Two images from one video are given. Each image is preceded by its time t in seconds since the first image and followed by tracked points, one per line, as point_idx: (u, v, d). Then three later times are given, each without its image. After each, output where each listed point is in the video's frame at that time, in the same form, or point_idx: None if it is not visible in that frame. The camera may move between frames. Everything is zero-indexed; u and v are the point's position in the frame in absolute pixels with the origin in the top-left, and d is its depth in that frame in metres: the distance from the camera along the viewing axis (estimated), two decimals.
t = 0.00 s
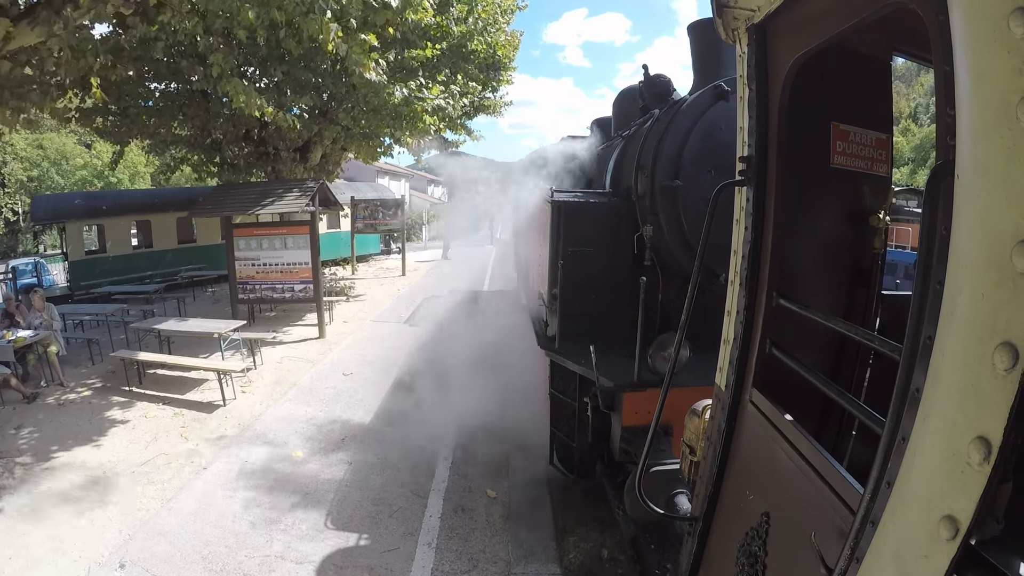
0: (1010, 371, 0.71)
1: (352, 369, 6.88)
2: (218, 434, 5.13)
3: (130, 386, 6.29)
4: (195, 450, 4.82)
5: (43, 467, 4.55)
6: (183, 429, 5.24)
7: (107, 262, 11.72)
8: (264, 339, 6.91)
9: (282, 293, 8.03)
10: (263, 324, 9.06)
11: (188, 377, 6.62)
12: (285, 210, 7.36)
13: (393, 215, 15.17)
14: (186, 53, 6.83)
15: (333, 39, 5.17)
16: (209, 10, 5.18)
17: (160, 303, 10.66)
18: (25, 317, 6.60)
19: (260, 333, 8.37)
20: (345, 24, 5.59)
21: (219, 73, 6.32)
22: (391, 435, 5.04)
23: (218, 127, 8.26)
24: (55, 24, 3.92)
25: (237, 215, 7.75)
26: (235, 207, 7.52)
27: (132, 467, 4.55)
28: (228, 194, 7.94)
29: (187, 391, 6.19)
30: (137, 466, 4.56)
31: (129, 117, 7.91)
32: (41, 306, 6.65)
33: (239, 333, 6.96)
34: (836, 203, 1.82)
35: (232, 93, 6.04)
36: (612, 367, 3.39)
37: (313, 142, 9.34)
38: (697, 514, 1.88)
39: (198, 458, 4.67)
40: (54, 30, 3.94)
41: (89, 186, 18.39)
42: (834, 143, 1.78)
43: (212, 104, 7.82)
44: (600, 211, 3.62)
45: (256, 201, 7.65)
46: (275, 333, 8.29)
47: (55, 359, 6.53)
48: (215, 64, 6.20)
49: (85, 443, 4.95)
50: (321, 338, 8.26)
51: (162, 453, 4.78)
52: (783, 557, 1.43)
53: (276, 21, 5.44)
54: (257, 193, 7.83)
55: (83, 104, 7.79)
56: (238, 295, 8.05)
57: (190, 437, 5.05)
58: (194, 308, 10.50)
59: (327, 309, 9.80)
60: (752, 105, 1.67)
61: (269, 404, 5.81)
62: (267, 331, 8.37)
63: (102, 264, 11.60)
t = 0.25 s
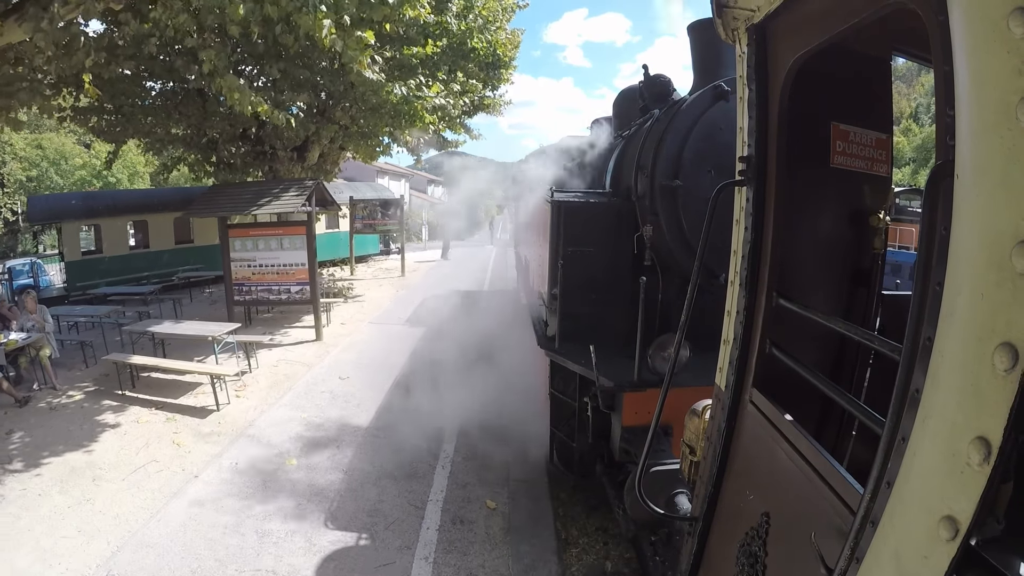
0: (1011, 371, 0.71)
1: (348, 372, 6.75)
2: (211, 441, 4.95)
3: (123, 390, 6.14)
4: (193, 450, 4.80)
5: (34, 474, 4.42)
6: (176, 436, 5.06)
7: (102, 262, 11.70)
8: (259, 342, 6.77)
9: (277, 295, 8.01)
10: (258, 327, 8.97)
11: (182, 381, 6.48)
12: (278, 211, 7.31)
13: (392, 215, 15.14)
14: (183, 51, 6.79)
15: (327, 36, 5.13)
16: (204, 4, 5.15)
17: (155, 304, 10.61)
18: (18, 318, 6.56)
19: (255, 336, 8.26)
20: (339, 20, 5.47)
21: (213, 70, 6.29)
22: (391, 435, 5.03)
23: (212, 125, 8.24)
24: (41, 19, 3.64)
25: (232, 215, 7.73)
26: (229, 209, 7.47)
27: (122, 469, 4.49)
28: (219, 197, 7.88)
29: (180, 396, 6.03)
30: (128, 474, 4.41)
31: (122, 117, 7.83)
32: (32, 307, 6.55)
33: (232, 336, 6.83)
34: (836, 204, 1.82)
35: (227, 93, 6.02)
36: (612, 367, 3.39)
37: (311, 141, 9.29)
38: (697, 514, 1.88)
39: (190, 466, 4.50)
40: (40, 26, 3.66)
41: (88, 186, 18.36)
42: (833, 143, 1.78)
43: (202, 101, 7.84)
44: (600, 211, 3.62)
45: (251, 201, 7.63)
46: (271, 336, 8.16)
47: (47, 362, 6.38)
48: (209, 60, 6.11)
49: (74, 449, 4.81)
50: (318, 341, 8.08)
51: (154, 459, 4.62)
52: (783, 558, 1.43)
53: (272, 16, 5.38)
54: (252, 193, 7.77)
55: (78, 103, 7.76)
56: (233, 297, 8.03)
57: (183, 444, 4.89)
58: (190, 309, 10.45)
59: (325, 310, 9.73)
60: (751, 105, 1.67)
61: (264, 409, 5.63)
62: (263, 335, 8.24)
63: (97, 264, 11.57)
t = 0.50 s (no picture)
0: (1013, 367, 0.71)
1: (343, 376, 6.70)
2: (204, 446, 4.90)
3: (116, 395, 6.09)
4: (192, 452, 4.80)
5: (24, 480, 4.37)
6: (167, 442, 5.00)
7: (98, 263, 11.69)
8: (255, 344, 6.71)
9: (273, 296, 7.97)
10: (255, 329, 8.91)
11: (175, 384, 6.42)
12: (271, 213, 7.28)
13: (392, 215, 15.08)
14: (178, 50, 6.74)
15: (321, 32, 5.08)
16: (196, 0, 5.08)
17: (152, 305, 10.60)
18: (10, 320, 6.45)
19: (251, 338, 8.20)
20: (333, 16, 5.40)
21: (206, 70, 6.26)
22: (391, 436, 5.03)
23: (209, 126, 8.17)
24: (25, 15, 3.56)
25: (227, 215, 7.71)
26: (223, 208, 7.49)
27: (112, 475, 4.44)
28: (211, 198, 7.81)
29: (173, 400, 5.98)
30: (119, 480, 4.36)
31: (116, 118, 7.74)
32: (24, 309, 6.44)
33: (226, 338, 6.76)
34: (836, 203, 1.82)
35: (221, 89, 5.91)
36: (612, 366, 3.39)
37: (309, 141, 9.23)
38: (698, 513, 1.88)
39: (182, 473, 4.43)
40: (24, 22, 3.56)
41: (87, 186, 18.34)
42: (834, 142, 1.78)
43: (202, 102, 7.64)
44: (600, 211, 3.62)
45: (246, 201, 7.63)
46: (268, 339, 8.11)
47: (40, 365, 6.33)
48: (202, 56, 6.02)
49: (66, 454, 4.77)
50: (315, 343, 8.07)
51: (144, 467, 4.55)
52: (784, 557, 1.43)
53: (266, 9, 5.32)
54: (247, 191, 7.83)
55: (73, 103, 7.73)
56: (229, 299, 8.02)
57: (174, 450, 4.83)
58: (186, 311, 10.43)
59: (323, 311, 9.67)
60: (752, 105, 1.67)
61: (257, 414, 5.56)
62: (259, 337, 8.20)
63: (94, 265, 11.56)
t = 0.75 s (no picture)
0: (1014, 366, 0.71)
1: (339, 381, 6.57)
2: (197, 452, 4.82)
3: (108, 399, 6.00)
4: (190, 455, 4.77)
5: (14, 486, 4.31)
6: (159, 449, 4.88)
7: (94, 264, 11.63)
8: (250, 348, 6.56)
9: (269, 298, 7.90)
10: (252, 331, 8.83)
11: (169, 389, 6.31)
12: (265, 214, 7.19)
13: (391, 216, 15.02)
14: (173, 47, 6.66)
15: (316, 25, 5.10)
16: None
17: (148, 306, 10.54)
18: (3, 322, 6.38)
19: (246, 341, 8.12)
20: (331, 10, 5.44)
21: (198, 67, 6.22)
22: (391, 437, 5.02)
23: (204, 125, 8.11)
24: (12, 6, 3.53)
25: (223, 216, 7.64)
26: (217, 209, 7.45)
27: (101, 483, 4.35)
28: (204, 200, 7.73)
29: (166, 405, 5.87)
30: (107, 489, 4.25)
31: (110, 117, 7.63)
32: (15, 312, 6.35)
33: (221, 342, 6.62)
34: (837, 203, 1.82)
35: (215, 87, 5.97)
36: (612, 366, 3.39)
37: (307, 140, 9.17)
38: (699, 513, 1.88)
39: (172, 481, 4.33)
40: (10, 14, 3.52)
41: (86, 186, 18.26)
42: (834, 142, 1.78)
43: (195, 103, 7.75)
44: (601, 211, 3.63)
45: (241, 202, 7.59)
46: (266, 342, 8.02)
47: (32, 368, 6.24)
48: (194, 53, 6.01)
49: (56, 460, 4.69)
50: (313, 346, 7.96)
51: (134, 475, 4.44)
52: (784, 556, 1.43)
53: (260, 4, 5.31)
54: (243, 191, 7.79)
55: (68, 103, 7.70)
56: (224, 301, 7.92)
57: (166, 457, 4.73)
58: (183, 313, 10.37)
59: (321, 313, 9.60)
60: (752, 105, 1.67)
61: (253, 418, 5.49)
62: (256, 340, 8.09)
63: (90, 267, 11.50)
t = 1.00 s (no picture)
0: (1013, 367, 0.71)
1: (338, 383, 6.40)
2: (189, 459, 4.69)
3: (100, 405, 5.86)
4: (187, 455, 4.74)
5: (4, 492, 4.24)
6: (149, 456, 4.74)
7: (87, 265, 11.63)
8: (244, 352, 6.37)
9: (264, 300, 7.86)
10: (248, 333, 8.72)
11: (162, 394, 6.15)
12: (259, 214, 7.08)
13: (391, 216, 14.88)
14: (164, 44, 6.56)
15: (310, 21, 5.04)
16: None
17: (143, 307, 10.47)
18: None
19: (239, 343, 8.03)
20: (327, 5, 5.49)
21: (190, 62, 6.21)
22: (391, 437, 5.01)
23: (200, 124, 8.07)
24: None
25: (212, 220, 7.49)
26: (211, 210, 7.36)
27: (91, 490, 4.23)
28: (198, 201, 7.63)
29: (159, 411, 5.72)
30: (94, 498, 4.11)
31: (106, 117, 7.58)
32: (7, 315, 6.27)
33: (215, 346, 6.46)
34: (838, 204, 1.82)
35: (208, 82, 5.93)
36: (612, 366, 3.39)
37: (303, 140, 8.91)
38: (699, 513, 1.88)
39: (162, 490, 4.20)
40: None
41: (85, 186, 18.28)
42: (834, 142, 1.78)
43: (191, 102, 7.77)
44: (601, 210, 3.63)
45: (235, 203, 7.44)
46: (262, 346, 7.90)
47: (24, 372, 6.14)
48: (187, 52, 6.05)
49: (45, 466, 4.61)
50: (309, 350, 7.75)
51: (122, 484, 4.29)
52: (784, 557, 1.43)
53: None
54: (238, 191, 7.70)
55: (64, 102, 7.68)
56: (220, 303, 7.89)
57: (156, 464, 4.59)
58: (178, 314, 10.26)
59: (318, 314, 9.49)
60: (753, 106, 1.68)
61: (251, 419, 5.46)
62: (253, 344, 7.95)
63: (84, 267, 11.54)
